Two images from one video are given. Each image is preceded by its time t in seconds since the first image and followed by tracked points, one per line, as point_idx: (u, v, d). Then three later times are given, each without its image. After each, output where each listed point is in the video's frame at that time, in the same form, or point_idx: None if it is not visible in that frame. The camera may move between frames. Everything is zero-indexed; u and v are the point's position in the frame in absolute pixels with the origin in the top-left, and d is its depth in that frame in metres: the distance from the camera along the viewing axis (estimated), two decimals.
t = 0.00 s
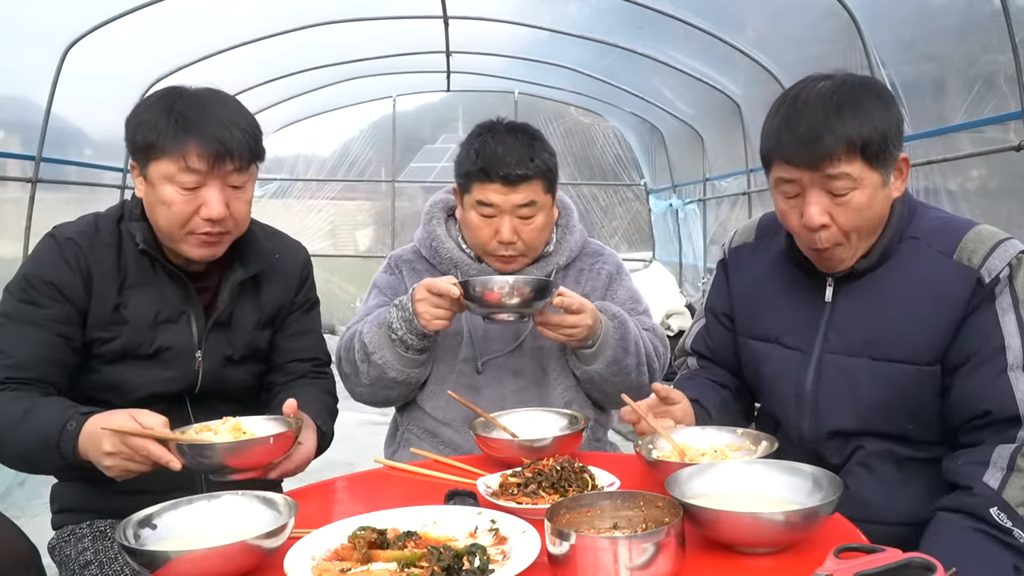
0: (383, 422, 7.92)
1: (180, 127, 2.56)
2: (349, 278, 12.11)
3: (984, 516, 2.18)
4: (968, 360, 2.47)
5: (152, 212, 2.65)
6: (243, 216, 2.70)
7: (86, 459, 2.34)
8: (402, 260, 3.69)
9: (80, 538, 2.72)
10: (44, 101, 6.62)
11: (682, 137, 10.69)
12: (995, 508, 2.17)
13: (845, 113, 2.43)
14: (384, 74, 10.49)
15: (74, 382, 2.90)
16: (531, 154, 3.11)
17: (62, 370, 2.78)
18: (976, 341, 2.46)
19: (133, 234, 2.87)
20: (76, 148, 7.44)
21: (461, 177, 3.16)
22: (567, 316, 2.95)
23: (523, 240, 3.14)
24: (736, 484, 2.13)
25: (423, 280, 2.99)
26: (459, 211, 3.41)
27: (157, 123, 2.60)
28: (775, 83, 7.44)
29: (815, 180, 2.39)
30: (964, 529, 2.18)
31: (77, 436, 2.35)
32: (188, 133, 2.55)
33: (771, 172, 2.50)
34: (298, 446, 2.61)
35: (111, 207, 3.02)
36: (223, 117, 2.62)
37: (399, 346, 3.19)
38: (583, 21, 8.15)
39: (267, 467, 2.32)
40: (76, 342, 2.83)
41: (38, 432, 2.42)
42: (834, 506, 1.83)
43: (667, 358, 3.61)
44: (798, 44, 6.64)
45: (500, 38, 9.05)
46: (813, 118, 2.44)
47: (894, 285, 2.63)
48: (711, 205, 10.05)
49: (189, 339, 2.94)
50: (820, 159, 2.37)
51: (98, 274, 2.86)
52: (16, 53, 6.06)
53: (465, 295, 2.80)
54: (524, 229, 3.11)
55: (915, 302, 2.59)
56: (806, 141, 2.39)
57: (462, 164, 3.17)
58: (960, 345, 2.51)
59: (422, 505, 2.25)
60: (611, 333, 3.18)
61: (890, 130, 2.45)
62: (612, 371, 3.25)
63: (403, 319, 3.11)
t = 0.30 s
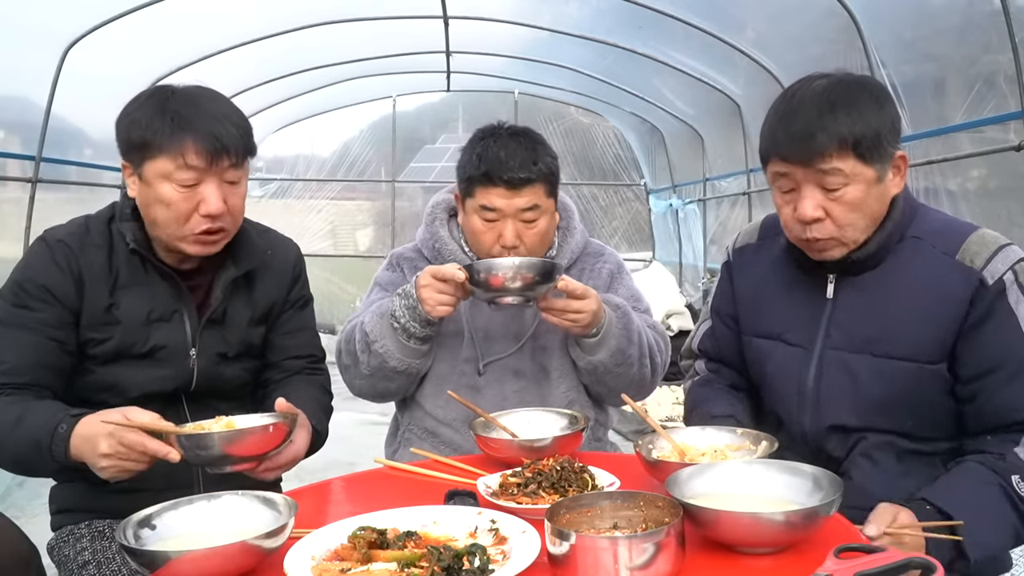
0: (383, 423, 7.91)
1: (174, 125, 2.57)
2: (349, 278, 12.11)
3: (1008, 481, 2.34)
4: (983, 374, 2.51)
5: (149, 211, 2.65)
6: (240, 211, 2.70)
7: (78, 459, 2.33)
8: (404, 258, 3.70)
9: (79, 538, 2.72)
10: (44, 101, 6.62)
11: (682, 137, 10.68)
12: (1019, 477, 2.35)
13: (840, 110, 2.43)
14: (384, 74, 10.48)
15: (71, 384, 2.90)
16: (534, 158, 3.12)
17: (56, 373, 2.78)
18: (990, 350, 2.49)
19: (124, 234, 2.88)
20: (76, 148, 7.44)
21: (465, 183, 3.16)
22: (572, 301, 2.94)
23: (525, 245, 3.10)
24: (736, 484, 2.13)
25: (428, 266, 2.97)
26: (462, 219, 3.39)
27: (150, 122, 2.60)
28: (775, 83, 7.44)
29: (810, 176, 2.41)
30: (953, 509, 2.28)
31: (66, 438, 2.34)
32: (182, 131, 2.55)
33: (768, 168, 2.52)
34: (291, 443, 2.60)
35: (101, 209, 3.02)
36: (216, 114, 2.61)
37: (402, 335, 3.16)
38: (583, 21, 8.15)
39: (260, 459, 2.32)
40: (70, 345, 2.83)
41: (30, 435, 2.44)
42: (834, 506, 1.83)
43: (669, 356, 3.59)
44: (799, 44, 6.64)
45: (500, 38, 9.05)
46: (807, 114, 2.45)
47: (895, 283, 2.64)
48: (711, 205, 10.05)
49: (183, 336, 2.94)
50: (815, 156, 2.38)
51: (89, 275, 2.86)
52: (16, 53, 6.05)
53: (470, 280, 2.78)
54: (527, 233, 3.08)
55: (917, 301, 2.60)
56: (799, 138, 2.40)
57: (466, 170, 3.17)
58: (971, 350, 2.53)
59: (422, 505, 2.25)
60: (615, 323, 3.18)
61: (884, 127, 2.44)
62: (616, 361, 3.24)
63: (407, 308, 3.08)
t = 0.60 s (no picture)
0: (383, 423, 7.91)
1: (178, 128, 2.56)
2: (349, 278, 12.11)
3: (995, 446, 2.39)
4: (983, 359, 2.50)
5: (152, 212, 2.65)
6: (242, 211, 2.71)
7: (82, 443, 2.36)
8: (404, 255, 3.69)
9: (80, 538, 2.72)
10: (44, 101, 6.61)
11: (682, 137, 10.68)
12: (1007, 442, 2.39)
13: (838, 105, 2.44)
14: (384, 74, 10.48)
15: (72, 384, 2.90)
16: (535, 159, 3.13)
17: (56, 374, 2.78)
18: (990, 339, 2.49)
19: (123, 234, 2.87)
20: (76, 148, 7.45)
21: (465, 185, 3.16)
22: (574, 286, 2.95)
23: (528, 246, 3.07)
24: (736, 484, 2.12)
25: (432, 250, 2.99)
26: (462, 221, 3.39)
27: (154, 124, 2.59)
28: (775, 83, 7.44)
29: (809, 169, 2.41)
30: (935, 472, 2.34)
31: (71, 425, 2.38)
32: (186, 133, 2.55)
33: (769, 162, 2.53)
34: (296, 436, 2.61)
35: (101, 210, 3.02)
36: (218, 115, 2.61)
37: (403, 321, 3.17)
38: (583, 21, 8.15)
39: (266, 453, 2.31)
40: (72, 344, 2.84)
41: (34, 424, 2.46)
42: (834, 507, 1.83)
43: (667, 354, 3.60)
44: (799, 44, 6.64)
45: (500, 38, 9.05)
46: (806, 110, 2.46)
47: (899, 276, 2.65)
48: (711, 206, 10.05)
49: (184, 335, 2.94)
50: (815, 150, 2.38)
51: (89, 276, 2.86)
52: (17, 53, 6.05)
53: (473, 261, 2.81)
54: (530, 234, 3.07)
55: (922, 291, 2.60)
56: (798, 132, 2.42)
57: (466, 172, 3.17)
58: (972, 340, 2.53)
59: (422, 505, 2.25)
60: (616, 313, 3.20)
61: (882, 124, 2.45)
62: (618, 351, 3.25)
63: (409, 293, 3.10)
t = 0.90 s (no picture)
0: (383, 423, 7.91)
1: (190, 143, 2.55)
2: (349, 278, 12.12)
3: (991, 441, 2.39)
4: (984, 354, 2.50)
5: (156, 219, 2.67)
6: (244, 230, 2.70)
7: (65, 429, 2.36)
8: (404, 254, 3.69)
9: (81, 538, 2.72)
10: (44, 102, 6.60)
11: (682, 137, 10.68)
12: (1001, 437, 2.38)
13: (846, 106, 2.44)
14: (384, 74, 10.48)
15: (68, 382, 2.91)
16: (533, 157, 3.12)
17: (50, 372, 2.78)
18: (992, 335, 2.49)
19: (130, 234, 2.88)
20: (76, 148, 7.45)
21: (464, 184, 3.16)
22: (574, 274, 2.97)
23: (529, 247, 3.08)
24: (736, 484, 2.12)
25: (435, 237, 3.04)
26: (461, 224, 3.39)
27: (167, 135, 2.59)
28: (775, 83, 7.45)
29: (816, 167, 2.41)
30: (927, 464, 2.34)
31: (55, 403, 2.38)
32: (197, 146, 2.54)
33: (778, 160, 2.53)
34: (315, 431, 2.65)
35: (109, 209, 3.02)
36: (230, 129, 2.60)
37: (405, 311, 3.19)
38: (583, 21, 8.15)
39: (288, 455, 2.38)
40: (67, 345, 2.84)
41: (20, 405, 2.44)
42: (834, 507, 1.83)
43: (667, 353, 3.60)
44: (799, 44, 6.64)
45: (500, 37, 9.04)
46: (816, 108, 2.46)
47: (903, 272, 2.65)
48: (711, 206, 10.06)
49: (188, 337, 2.95)
50: (820, 147, 2.39)
51: (93, 274, 2.86)
52: (16, 53, 6.02)
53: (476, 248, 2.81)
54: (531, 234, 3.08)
55: (925, 289, 2.61)
56: (807, 130, 2.42)
57: (466, 171, 3.16)
58: (973, 336, 2.53)
59: (422, 505, 2.25)
60: (616, 306, 3.20)
61: (891, 124, 2.45)
62: (618, 344, 3.25)
63: (412, 282, 3.13)
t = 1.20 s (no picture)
0: (383, 423, 7.91)
1: (195, 145, 2.55)
2: (349, 278, 12.12)
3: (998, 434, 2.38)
4: (989, 350, 2.49)
5: (159, 220, 2.67)
6: (247, 233, 2.70)
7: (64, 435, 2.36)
8: (405, 253, 3.70)
9: (81, 538, 2.72)
10: (44, 102, 6.59)
11: (682, 137, 10.68)
12: (1009, 431, 2.37)
13: (857, 103, 2.44)
14: (384, 74, 10.48)
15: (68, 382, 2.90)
16: (535, 155, 3.13)
17: (49, 372, 2.78)
18: (999, 332, 2.48)
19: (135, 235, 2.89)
20: (76, 148, 7.45)
21: (465, 183, 3.16)
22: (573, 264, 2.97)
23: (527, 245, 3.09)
24: (736, 485, 2.12)
25: (437, 228, 3.05)
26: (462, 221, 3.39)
27: (173, 136, 2.59)
28: (775, 83, 7.45)
29: (826, 164, 2.42)
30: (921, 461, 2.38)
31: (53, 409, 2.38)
32: (203, 150, 2.54)
33: (788, 158, 2.53)
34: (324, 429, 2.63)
35: (113, 208, 3.03)
36: (236, 135, 2.60)
37: (405, 304, 3.20)
38: (582, 21, 8.15)
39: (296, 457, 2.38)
40: (67, 345, 2.84)
41: (16, 410, 2.44)
42: (834, 507, 1.83)
43: (668, 352, 3.60)
44: (799, 44, 6.64)
45: (500, 38, 9.04)
46: (826, 106, 2.46)
47: (910, 268, 2.65)
48: (711, 206, 10.06)
49: (192, 338, 2.95)
50: (831, 144, 2.39)
51: (97, 274, 2.86)
52: (16, 52, 6.01)
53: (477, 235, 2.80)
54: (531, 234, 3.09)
55: (932, 285, 2.60)
56: (817, 127, 2.42)
57: (466, 170, 3.17)
58: (979, 332, 2.52)
59: (422, 505, 2.25)
60: (616, 301, 3.21)
61: (900, 123, 2.45)
62: (619, 340, 3.25)
63: (413, 274, 3.13)
